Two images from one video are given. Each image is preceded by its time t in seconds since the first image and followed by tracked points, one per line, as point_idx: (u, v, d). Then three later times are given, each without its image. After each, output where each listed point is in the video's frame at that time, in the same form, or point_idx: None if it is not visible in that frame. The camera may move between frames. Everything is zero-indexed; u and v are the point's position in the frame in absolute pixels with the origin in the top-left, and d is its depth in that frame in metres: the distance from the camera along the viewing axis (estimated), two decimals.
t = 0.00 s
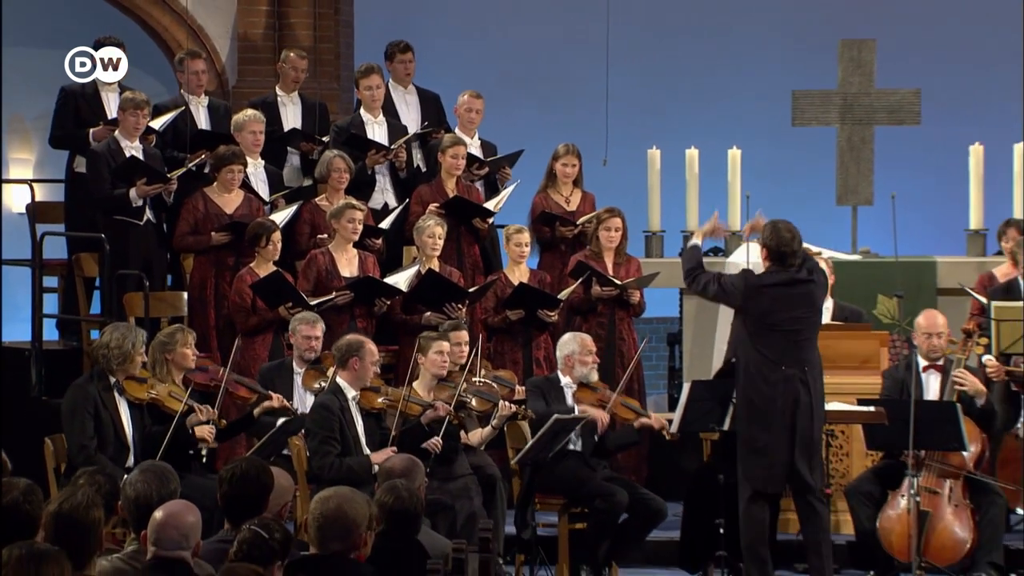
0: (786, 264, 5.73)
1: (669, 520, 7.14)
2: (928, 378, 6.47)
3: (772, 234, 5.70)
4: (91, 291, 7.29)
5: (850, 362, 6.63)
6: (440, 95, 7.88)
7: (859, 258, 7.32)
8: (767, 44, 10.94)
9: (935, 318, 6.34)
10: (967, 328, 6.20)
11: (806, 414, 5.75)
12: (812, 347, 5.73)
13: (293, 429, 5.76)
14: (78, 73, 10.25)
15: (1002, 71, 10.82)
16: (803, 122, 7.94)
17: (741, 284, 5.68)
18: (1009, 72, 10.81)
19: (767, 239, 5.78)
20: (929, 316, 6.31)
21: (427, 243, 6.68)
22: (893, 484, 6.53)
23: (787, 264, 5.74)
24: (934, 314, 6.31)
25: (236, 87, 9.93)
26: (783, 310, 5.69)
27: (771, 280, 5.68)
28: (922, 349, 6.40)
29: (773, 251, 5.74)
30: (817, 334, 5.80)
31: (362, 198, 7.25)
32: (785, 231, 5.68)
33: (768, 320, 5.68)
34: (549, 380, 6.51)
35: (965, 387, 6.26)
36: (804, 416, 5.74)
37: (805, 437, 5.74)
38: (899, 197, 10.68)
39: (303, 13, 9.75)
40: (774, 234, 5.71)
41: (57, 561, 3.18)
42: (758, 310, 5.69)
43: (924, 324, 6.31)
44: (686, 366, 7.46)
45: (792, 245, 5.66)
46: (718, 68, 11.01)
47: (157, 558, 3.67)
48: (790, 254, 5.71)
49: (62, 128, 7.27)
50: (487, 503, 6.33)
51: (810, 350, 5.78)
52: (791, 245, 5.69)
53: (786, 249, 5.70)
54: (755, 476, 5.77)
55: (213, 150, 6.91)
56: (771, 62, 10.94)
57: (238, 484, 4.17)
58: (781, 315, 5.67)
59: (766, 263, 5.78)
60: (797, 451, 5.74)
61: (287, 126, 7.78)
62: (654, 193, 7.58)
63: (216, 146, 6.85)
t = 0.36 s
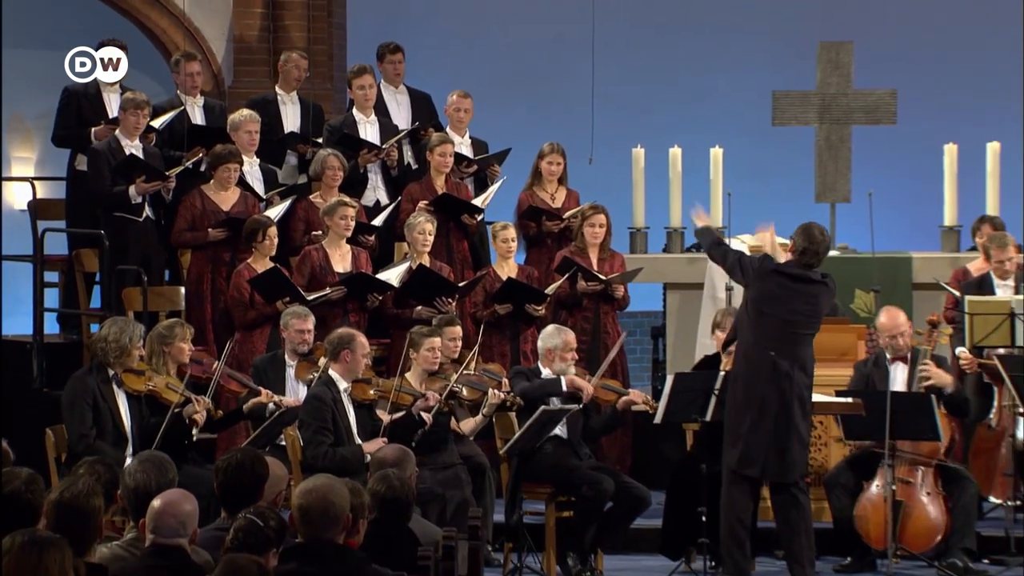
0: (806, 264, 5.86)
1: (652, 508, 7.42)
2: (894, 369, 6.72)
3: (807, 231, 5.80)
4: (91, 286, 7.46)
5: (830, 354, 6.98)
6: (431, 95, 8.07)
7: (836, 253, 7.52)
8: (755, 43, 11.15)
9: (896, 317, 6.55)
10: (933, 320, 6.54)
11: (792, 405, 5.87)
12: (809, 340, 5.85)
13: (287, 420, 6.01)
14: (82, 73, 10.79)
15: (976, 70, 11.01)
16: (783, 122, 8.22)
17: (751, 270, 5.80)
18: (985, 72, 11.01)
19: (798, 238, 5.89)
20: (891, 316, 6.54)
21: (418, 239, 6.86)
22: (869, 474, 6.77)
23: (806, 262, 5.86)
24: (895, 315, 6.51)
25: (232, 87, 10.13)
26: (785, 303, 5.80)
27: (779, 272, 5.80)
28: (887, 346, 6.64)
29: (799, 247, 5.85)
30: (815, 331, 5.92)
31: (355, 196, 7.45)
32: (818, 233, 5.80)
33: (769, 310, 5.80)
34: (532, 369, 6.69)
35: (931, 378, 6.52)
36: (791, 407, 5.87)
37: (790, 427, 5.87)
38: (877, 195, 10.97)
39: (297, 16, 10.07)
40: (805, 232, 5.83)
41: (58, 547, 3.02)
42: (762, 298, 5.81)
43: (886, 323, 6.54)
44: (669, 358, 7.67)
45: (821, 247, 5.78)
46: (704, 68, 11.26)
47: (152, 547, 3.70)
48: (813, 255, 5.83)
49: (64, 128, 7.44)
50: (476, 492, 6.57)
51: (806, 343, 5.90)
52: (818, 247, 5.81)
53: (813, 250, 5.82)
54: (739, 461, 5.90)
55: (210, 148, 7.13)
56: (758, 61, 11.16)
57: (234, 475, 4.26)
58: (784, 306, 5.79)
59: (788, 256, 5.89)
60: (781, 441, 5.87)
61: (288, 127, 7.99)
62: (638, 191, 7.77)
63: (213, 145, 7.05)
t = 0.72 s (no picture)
0: (768, 260, 6.04)
1: (635, 497, 7.66)
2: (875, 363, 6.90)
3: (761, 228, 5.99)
4: (91, 281, 7.69)
5: (810, 348, 7.16)
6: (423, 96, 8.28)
7: (813, 251, 7.74)
8: (742, 44, 11.38)
9: (880, 314, 6.74)
10: (913, 315, 6.73)
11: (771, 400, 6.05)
12: (781, 337, 5.99)
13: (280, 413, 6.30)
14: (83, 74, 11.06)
15: (967, 71, 11.30)
16: (763, 122, 8.51)
17: (720, 271, 5.97)
18: (974, 72, 11.29)
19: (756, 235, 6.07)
20: (875, 311, 6.72)
21: (408, 236, 7.06)
22: (847, 463, 6.97)
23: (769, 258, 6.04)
24: (878, 311, 6.70)
25: (229, 88, 10.34)
26: (755, 300, 5.96)
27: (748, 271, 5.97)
28: (871, 340, 6.81)
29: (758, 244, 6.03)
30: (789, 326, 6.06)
31: (348, 193, 7.65)
32: (773, 228, 5.99)
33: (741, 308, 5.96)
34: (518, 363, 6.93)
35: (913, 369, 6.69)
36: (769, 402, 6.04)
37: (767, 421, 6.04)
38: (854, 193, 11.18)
39: (291, 18, 10.38)
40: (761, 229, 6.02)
41: (63, 535, 2.88)
42: (732, 297, 5.97)
43: (871, 318, 6.72)
44: (653, 351, 7.92)
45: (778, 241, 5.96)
46: (695, 67, 11.45)
47: (150, 535, 3.83)
48: (773, 249, 6.01)
49: (66, 127, 7.62)
50: (465, 481, 6.72)
51: (780, 340, 6.05)
52: (775, 241, 5.99)
53: (772, 245, 6.01)
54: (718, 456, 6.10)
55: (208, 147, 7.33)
56: (746, 61, 11.38)
57: (228, 465, 4.45)
58: (755, 304, 5.95)
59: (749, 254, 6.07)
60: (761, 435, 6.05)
61: (283, 131, 8.17)
62: (624, 189, 7.98)
63: (210, 144, 7.24)
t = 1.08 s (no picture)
0: (730, 256, 6.29)
1: (622, 487, 7.90)
2: (853, 359, 7.12)
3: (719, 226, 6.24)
4: (91, 277, 7.89)
5: (789, 342, 7.40)
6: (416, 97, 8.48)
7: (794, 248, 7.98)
8: (730, 44, 11.58)
9: (858, 312, 6.94)
10: (889, 310, 7.01)
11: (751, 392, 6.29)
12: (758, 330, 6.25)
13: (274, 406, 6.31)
14: (84, 74, 11.24)
15: (953, 70, 11.45)
16: (745, 123, 8.70)
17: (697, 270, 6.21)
18: (960, 71, 11.45)
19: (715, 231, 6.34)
20: (853, 311, 6.90)
21: (400, 233, 7.27)
22: (826, 454, 7.19)
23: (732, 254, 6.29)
24: (856, 309, 6.88)
25: (226, 90, 10.55)
26: (729, 296, 6.20)
27: (717, 268, 6.22)
28: (848, 339, 6.99)
29: (718, 240, 6.29)
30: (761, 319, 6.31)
31: (342, 192, 7.87)
32: (729, 223, 6.24)
33: (717, 305, 6.20)
34: (509, 358, 7.13)
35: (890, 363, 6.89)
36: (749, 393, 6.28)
37: (748, 412, 6.27)
38: (832, 192, 11.38)
39: (287, 22, 10.61)
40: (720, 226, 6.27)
41: (64, 525, 3.14)
42: (708, 295, 6.20)
43: (850, 318, 6.90)
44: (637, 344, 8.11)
45: (736, 237, 6.22)
46: (684, 66, 11.64)
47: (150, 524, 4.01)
48: (736, 245, 6.27)
49: (68, 129, 7.84)
50: (456, 472, 6.96)
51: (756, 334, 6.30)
52: (735, 237, 6.24)
53: (733, 241, 6.26)
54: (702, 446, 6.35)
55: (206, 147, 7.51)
56: (734, 60, 11.56)
57: (227, 456, 4.64)
58: (729, 300, 6.19)
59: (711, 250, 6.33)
60: (744, 424, 6.28)
61: (273, 129, 8.36)
62: (609, 188, 8.19)
63: (208, 144, 7.44)
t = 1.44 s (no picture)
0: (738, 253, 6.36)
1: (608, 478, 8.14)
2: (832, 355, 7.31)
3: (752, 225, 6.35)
4: (92, 274, 8.10)
5: (771, 337, 7.68)
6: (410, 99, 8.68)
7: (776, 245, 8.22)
8: (722, 44, 11.79)
9: (840, 308, 7.19)
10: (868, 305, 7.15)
11: (739, 385, 6.40)
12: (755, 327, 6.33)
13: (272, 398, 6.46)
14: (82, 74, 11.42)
15: (942, 70, 11.67)
16: (726, 125, 8.97)
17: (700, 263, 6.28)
18: (949, 71, 11.67)
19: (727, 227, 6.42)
20: (835, 306, 7.17)
21: (391, 231, 7.48)
22: (806, 445, 7.42)
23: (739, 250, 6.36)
24: (837, 304, 7.15)
25: (222, 92, 10.74)
26: (729, 293, 6.28)
27: (720, 263, 6.29)
28: (827, 334, 7.25)
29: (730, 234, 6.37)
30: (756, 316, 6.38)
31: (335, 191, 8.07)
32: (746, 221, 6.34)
33: (715, 300, 6.27)
34: (499, 353, 7.33)
35: (868, 356, 7.10)
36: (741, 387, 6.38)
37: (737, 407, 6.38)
38: (813, 192, 11.57)
39: (282, 26, 10.81)
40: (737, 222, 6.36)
41: (65, 514, 3.27)
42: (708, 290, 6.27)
43: (830, 313, 7.17)
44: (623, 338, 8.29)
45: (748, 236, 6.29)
46: (676, 66, 11.85)
47: (151, 513, 4.22)
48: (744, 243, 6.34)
49: (69, 129, 8.04)
50: (446, 464, 7.16)
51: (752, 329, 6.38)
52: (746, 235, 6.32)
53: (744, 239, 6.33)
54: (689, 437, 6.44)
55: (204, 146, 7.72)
56: (726, 60, 11.77)
57: (224, 448, 4.84)
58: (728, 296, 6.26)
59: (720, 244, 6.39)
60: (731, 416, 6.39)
61: (269, 126, 8.56)
62: (595, 187, 8.40)
63: (207, 144, 7.64)
